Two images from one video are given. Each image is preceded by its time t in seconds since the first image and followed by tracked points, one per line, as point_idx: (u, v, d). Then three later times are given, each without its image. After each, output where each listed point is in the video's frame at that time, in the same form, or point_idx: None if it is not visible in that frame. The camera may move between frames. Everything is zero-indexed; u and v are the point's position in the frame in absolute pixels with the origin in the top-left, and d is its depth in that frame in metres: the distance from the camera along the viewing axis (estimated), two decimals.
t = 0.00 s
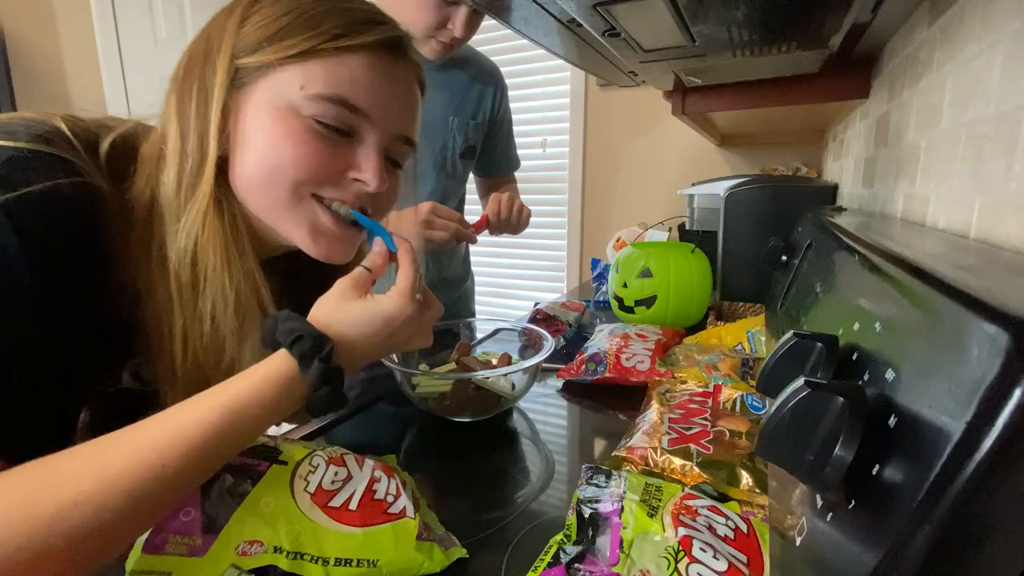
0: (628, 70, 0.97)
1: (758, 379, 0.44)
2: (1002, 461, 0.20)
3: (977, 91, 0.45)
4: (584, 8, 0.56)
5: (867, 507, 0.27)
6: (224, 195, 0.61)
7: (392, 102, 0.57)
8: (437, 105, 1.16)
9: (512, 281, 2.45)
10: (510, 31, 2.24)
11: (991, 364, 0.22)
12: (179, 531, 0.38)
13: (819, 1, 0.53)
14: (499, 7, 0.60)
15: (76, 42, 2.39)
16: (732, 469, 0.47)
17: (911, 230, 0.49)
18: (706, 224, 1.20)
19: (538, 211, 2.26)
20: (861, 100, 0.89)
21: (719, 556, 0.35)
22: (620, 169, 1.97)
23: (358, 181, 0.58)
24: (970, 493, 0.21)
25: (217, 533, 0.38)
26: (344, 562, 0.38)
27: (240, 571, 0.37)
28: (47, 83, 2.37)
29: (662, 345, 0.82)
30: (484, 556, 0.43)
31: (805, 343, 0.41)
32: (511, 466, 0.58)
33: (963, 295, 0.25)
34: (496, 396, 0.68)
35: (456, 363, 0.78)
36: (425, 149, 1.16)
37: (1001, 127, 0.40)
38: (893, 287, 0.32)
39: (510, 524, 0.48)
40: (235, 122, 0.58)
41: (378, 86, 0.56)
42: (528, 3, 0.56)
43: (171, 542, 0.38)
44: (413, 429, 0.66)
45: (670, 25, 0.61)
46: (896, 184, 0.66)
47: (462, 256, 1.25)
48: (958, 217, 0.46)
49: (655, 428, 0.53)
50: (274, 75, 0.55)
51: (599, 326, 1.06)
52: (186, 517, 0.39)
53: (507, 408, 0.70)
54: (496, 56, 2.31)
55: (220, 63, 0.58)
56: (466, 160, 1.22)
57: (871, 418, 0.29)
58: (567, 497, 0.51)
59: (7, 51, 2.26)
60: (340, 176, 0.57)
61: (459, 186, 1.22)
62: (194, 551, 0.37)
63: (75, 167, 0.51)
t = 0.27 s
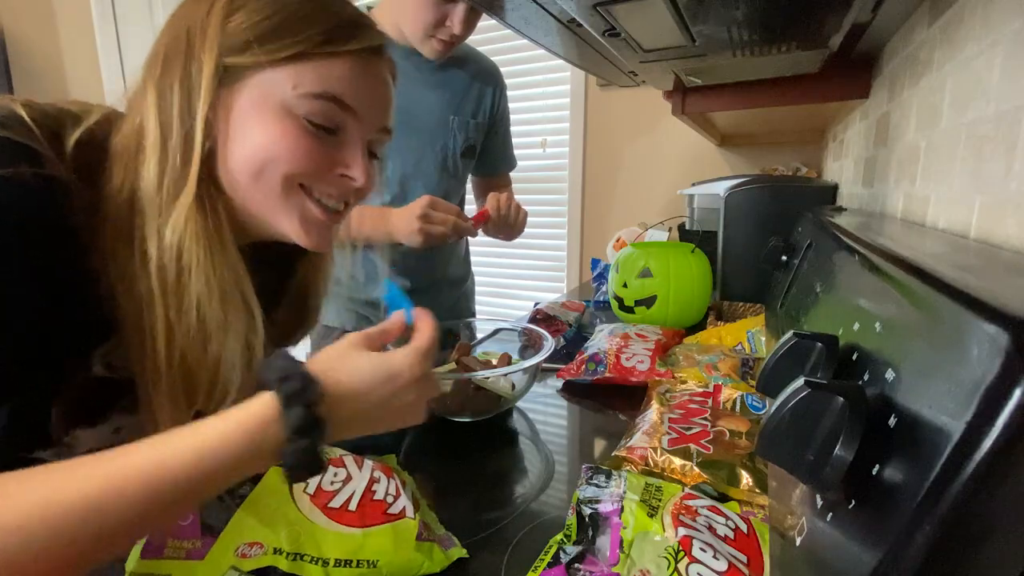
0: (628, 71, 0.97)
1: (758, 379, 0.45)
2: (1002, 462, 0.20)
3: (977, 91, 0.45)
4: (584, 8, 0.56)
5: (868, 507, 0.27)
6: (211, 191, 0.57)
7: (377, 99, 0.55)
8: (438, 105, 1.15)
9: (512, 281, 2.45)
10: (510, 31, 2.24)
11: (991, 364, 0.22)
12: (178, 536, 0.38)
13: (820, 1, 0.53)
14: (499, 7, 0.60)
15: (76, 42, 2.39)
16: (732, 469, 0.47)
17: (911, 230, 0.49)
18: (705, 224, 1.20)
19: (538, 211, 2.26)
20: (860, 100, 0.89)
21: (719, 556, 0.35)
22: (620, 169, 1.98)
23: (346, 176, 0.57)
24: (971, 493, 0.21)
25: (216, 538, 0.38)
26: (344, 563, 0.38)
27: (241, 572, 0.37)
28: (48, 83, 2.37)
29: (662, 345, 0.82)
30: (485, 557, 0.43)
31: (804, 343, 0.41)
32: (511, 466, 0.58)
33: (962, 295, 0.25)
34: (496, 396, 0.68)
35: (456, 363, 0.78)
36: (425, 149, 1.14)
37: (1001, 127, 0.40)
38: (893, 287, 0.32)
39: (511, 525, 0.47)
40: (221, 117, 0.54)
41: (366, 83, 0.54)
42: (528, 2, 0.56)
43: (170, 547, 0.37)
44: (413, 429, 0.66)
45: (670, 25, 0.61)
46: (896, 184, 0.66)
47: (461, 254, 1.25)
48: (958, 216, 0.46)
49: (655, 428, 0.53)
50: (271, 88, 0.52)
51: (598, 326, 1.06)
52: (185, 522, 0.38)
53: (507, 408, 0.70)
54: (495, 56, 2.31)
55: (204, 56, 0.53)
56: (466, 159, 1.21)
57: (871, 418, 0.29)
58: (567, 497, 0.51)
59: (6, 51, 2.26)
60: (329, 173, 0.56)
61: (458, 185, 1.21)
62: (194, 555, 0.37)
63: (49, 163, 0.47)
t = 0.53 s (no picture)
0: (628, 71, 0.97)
1: (758, 378, 0.44)
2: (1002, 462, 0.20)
3: (977, 90, 0.45)
4: (584, 8, 0.56)
5: (867, 506, 0.27)
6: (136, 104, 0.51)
7: None
8: (438, 101, 1.12)
9: (512, 281, 2.45)
10: (511, 32, 2.24)
11: (992, 364, 0.22)
12: (177, 535, 0.37)
13: (820, 2, 0.53)
14: (499, 8, 0.59)
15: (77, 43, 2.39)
16: (733, 469, 0.47)
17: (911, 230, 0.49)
18: (705, 224, 1.20)
19: (538, 211, 2.26)
20: (860, 100, 0.89)
21: (719, 556, 0.35)
22: (620, 169, 1.98)
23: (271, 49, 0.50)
24: (971, 493, 0.21)
25: (215, 538, 0.38)
26: (344, 563, 0.38)
27: (240, 572, 0.37)
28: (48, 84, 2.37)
29: (662, 345, 0.82)
30: (485, 557, 0.43)
31: (804, 343, 0.41)
32: (511, 466, 0.58)
33: (963, 295, 0.25)
34: (496, 396, 0.68)
35: (455, 363, 0.78)
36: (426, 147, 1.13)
37: (1001, 126, 0.40)
38: (893, 287, 0.32)
39: (510, 525, 0.47)
40: None
41: None
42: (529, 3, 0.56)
43: (171, 546, 0.37)
44: (413, 429, 0.66)
45: (671, 25, 0.61)
46: (896, 184, 0.66)
47: (461, 251, 1.25)
48: (958, 216, 0.46)
49: (655, 428, 0.53)
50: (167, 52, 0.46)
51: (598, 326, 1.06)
52: (184, 522, 0.37)
53: (507, 408, 0.70)
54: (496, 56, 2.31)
55: None
56: (464, 155, 1.21)
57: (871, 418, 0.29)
58: (567, 497, 0.51)
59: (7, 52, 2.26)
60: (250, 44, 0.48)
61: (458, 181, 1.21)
62: (193, 555, 0.37)
63: None
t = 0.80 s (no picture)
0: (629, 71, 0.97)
1: (758, 378, 0.45)
2: (1002, 463, 0.20)
3: (976, 90, 0.45)
4: (584, 8, 0.56)
5: (867, 506, 0.27)
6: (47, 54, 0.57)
7: None
8: (434, 103, 1.12)
9: (512, 281, 2.45)
10: (511, 32, 2.24)
11: (991, 364, 0.22)
12: (178, 535, 0.37)
13: (819, 2, 0.53)
14: (499, 8, 0.59)
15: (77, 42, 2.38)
16: (733, 469, 0.47)
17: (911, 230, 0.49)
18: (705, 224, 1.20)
19: (539, 210, 2.26)
20: (860, 100, 0.90)
21: (720, 556, 0.34)
22: (620, 169, 1.98)
23: None
24: (971, 493, 0.21)
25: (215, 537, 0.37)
26: (344, 563, 0.38)
27: (240, 572, 0.36)
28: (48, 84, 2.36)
29: (662, 345, 0.82)
30: (485, 557, 0.43)
31: (804, 344, 0.41)
32: (511, 466, 0.58)
33: (963, 295, 0.25)
34: (496, 396, 0.68)
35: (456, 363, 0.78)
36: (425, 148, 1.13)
37: (1001, 126, 0.40)
38: (894, 287, 0.32)
39: (509, 525, 0.47)
40: None
41: None
42: (529, 3, 0.56)
43: (171, 545, 0.36)
44: (413, 430, 0.66)
45: (671, 25, 0.61)
46: (896, 184, 0.66)
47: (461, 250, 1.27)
48: (958, 216, 0.46)
49: (655, 428, 0.53)
50: (19, 43, 0.44)
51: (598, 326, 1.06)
52: (184, 522, 0.37)
53: (507, 408, 0.70)
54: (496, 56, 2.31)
55: None
56: (463, 156, 1.20)
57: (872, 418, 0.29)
58: (566, 497, 0.51)
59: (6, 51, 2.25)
60: None
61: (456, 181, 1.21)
62: (193, 555, 0.36)
63: None
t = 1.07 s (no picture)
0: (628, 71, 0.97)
1: (758, 378, 0.45)
2: (1001, 463, 0.20)
3: (977, 90, 0.45)
4: (584, 8, 0.56)
5: (867, 506, 0.27)
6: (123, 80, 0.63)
7: None
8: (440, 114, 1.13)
9: (512, 281, 2.45)
10: (510, 31, 2.23)
11: (992, 365, 0.21)
12: (178, 535, 0.37)
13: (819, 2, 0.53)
14: (499, 8, 0.59)
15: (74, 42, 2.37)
16: (733, 469, 0.47)
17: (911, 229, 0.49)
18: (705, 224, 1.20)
19: (538, 211, 2.26)
20: (860, 100, 0.90)
21: (719, 556, 0.34)
22: (619, 169, 1.98)
23: None
24: (971, 493, 0.21)
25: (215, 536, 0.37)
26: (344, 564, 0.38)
27: (240, 572, 0.37)
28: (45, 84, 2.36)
29: (662, 345, 0.82)
30: (485, 557, 0.43)
31: (804, 344, 0.41)
32: (511, 466, 0.58)
33: (963, 295, 0.25)
34: (496, 396, 0.68)
35: (456, 363, 0.78)
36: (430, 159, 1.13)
37: (1001, 126, 0.40)
38: (894, 287, 0.32)
39: (510, 524, 0.47)
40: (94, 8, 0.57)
41: None
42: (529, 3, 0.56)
43: (172, 546, 0.37)
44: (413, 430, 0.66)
45: (671, 25, 0.61)
46: (896, 184, 0.67)
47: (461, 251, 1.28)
48: (958, 216, 0.46)
49: (655, 428, 0.53)
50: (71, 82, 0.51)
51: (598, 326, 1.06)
52: (184, 522, 0.37)
53: (507, 408, 0.70)
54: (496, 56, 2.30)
55: None
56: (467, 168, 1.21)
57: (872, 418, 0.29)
58: (566, 497, 0.52)
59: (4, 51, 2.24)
60: None
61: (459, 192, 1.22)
62: (192, 555, 0.36)
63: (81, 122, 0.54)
